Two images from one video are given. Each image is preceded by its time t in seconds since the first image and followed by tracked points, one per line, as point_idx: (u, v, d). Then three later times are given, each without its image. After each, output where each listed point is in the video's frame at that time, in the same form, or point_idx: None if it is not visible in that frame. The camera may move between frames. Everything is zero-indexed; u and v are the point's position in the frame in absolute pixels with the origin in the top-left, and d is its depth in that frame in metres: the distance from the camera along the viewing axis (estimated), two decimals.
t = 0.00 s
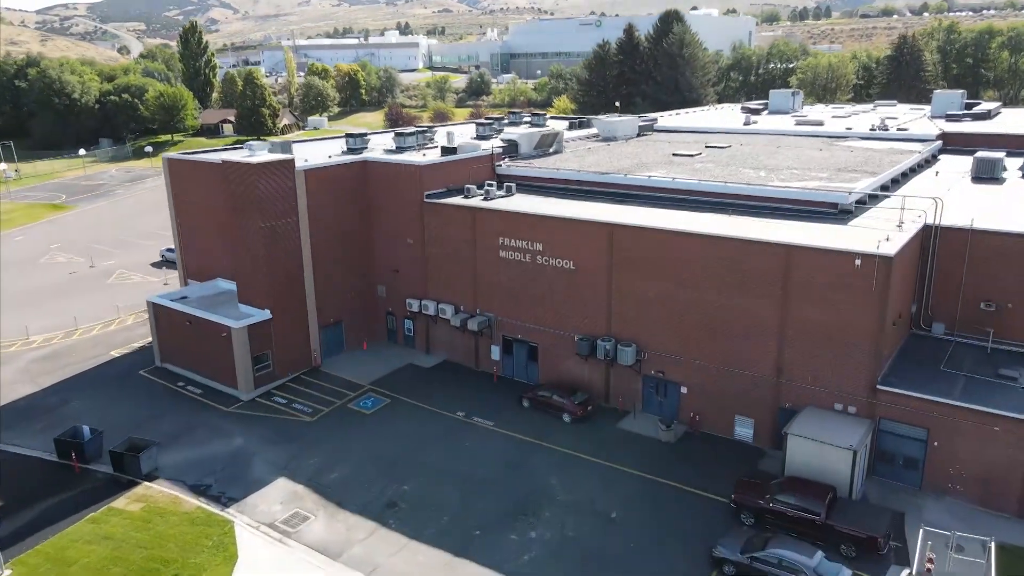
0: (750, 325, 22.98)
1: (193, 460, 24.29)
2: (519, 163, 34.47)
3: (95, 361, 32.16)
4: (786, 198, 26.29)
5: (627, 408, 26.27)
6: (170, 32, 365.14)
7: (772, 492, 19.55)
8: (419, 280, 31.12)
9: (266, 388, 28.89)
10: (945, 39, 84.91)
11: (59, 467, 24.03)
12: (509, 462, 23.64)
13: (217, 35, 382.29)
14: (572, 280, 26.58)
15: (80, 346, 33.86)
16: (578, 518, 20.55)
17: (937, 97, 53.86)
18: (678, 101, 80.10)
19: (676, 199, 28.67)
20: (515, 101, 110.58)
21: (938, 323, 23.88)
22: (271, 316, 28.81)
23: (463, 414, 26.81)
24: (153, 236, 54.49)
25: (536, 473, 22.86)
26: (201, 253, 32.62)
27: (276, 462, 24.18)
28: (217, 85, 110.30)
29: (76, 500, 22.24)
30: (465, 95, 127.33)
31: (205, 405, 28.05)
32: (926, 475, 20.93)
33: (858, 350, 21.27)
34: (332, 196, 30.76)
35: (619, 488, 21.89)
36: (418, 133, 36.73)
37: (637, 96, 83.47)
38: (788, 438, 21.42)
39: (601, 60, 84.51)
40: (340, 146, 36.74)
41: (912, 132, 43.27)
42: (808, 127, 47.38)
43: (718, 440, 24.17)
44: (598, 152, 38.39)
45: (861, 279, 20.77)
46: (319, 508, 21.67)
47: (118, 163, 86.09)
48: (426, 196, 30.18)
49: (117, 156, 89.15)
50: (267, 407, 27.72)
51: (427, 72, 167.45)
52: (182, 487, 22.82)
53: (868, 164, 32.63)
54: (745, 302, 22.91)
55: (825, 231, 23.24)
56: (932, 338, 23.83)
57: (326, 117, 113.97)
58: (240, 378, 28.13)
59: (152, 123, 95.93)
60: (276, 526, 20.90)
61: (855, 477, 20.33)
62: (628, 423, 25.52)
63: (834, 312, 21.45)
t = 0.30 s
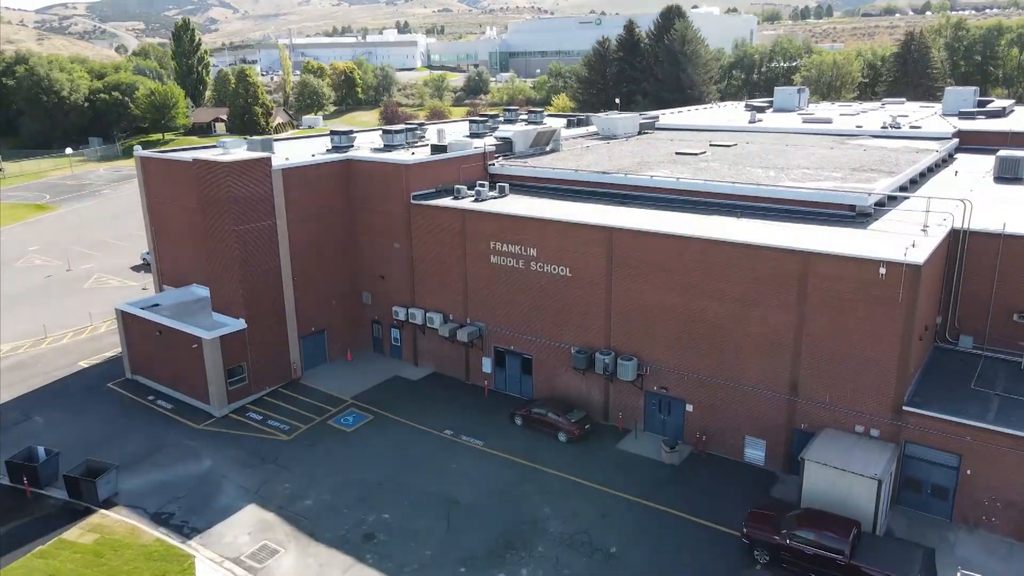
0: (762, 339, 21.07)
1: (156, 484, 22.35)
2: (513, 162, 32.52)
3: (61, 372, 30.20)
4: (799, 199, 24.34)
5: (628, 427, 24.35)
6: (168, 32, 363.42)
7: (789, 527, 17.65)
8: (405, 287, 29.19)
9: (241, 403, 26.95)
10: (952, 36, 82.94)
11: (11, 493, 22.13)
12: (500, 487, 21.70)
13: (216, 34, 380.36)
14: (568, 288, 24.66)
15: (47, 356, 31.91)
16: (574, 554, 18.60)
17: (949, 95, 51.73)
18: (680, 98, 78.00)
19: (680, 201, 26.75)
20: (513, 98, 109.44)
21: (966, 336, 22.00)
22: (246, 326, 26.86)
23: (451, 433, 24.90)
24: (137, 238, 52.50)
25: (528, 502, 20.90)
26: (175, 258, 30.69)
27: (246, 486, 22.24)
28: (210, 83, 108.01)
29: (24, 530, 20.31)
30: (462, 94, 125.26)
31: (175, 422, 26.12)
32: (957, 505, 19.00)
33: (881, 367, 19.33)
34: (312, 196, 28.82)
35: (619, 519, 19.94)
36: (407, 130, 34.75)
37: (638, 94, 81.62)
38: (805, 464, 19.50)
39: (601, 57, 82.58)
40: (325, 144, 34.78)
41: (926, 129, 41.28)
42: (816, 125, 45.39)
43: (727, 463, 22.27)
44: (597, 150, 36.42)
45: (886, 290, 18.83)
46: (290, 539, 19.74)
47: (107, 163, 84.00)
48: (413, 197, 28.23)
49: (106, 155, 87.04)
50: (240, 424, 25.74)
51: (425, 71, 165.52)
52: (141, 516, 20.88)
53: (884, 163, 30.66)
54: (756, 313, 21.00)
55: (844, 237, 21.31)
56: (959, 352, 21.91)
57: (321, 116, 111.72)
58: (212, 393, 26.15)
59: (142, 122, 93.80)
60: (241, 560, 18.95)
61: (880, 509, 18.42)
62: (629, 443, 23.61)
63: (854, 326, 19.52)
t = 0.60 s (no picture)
0: (775, 358, 19.39)
1: (118, 514, 20.66)
2: (507, 164, 30.77)
3: (28, 387, 28.51)
4: (812, 205, 22.60)
5: (629, 450, 22.64)
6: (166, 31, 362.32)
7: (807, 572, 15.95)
8: (392, 297, 27.48)
9: (216, 422, 25.24)
10: (959, 36, 81.24)
11: None
12: (489, 519, 19.99)
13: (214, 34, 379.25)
14: (564, 301, 22.95)
15: (16, 369, 30.22)
16: None
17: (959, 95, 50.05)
18: (681, 98, 76.39)
19: (684, 206, 25.00)
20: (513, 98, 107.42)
21: (994, 354, 20.27)
22: (221, 340, 25.17)
23: (439, 456, 23.19)
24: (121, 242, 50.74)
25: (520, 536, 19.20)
26: (148, 266, 28.94)
27: (214, 515, 20.54)
28: (204, 82, 105.81)
29: None
30: (460, 94, 123.47)
31: (145, 442, 24.40)
32: (990, 544, 17.28)
33: (906, 391, 17.65)
34: (293, 201, 27.09)
35: (618, 556, 18.23)
36: (396, 131, 33.02)
37: (638, 93, 79.95)
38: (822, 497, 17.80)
39: (600, 56, 81.00)
40: (309, 145, 33.06)
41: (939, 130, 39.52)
42: (823, 125, 43.66)
43: (735, 492, 20.56)
44: (596, 152, 34.70)
45: (914, 307, 17.10)
46: None
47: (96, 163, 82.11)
48: (399, 202, 26.50)
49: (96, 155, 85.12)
50: (213, 446, 24.04)
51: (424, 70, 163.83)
52: (98, 551, 19.19)
53: (899, 165, 28.92)
54: (769, 331, 19.30)
55: (864, 247, 19.60)
56: (988, 371, 20.19)
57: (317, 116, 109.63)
58: (184, 412, 24.45)
59: (134, 122, 91.91)
60: None
61: (907, 549, 16.72)
62: (629, 468, 21.92)
63: (877, 346, 17.82)
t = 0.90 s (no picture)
0: (788, 381, 17.91)
1: (78, 546, 19.19)
2: (501, 168, 29.29)
3: None
4: (826, 213, 21.08)
5: (629, 475, 21.17)
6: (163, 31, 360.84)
7: None
8: (379, 309, 25.98)
9: (190, 443, 23.76)
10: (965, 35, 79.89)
11: None
12: (478, 552, 18.52)
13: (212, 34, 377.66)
14: (561, 316, 21.45)
15: None
16: None
17: (968, 95, 48.53)
18: (682, 98, 74.99)
19: (688, 214, 23.53)
20: (512, 98, 104.78)
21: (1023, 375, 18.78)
22: (196, 355, 23.69)
23: (426, 480, 21.71)
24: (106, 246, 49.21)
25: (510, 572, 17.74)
26: (122, 275, 27.45)
27: (181, 548, 19.08)
28: (198, 82, 103.64)
29: None
30: (459, 94, 121.80)
31: (113, 465, 22.92)
32: None
33: (933, 419, 16.15)
34: (274, 207, 25.57)
35: None
36: (385, 133, 31.55)
37: (639, 93, 78.51)
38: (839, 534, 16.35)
39: (600, 56, 79.46)
40: (295, 148, 31.57)
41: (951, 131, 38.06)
42: (830, 127, 42.21)
43: (743, 523, 19.09)
44: (595, 155, 33.23)
45: (943, 329, 15.61)
46: None
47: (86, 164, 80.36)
48: (385, 209, 25.01)
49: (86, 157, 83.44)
50: (185, 469, 22.54)
51: (422, 70, 162.27)
52: None
53: (915, 169, 27.44)
54: (783, 351, 17.82)
55: (884, 261, 18.11)
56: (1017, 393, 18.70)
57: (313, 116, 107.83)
58: (155, 433, 22.95)
59: (126, 122, 90.16)
60: None
61: None
62: (628, 496, 20.45)
63: (902, 370, 16.34)
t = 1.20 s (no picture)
0: (801, 400, 16.69)
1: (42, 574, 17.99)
2: (496, 171, 28.07)
3: None
4: (839, 220, 19.84)
5: (629, 498, 19.95)
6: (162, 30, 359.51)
7: None
8: (367, 319, 24.75)
9: (167, 461, 22.53)
10: (971, 34, 78.61)
11: None
12: None
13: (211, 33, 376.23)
14: (559, 328, 20.22)
15: None
16: None
17: (978, 95, 47.24)
18: (684, 98, 73.81)
19: (692, 220, 22.30)
20: (511, 98, 103.65)
21: None
22: (173, 369, 22.46)
23: (415, 502, 20.48)
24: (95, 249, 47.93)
25: None
26: (99, 283, 26.21)
27: None
28: (193, 82, 101.69)
29: None
30: (458, 93, 120.25)
31: (86, 485, 21.70)
32: None
33: (960, 445, 14.93)
34: (258, 212, 24.34)
35: None
36: (377, 134, 30.36)
37: (640, 93, 77.31)
38: (858, 569, 15.13)
39: (601, 55, 78.33)
40: (282, 150, 30.36)
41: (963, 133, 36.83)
42: (837, 127, 41.03)
43: (752, 551, 17.87)
44: (594, 156, 32.02)
45: (970, 348, 14.40)
46: None
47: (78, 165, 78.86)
48: (374, 214, 23.78)
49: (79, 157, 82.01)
50: (161, 489, 21.33)
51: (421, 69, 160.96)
52: None
53: (929, 172, 26.21)
54: (796, 369, 16.61)
55: (904, 273, 16.89)
56: None
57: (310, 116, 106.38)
58: (130, 452, 21.74)
59: (119, 121, 88.62)
60: None
61: None
62: (630, 520, 19.22)
63: (924, 391, 15.12)
